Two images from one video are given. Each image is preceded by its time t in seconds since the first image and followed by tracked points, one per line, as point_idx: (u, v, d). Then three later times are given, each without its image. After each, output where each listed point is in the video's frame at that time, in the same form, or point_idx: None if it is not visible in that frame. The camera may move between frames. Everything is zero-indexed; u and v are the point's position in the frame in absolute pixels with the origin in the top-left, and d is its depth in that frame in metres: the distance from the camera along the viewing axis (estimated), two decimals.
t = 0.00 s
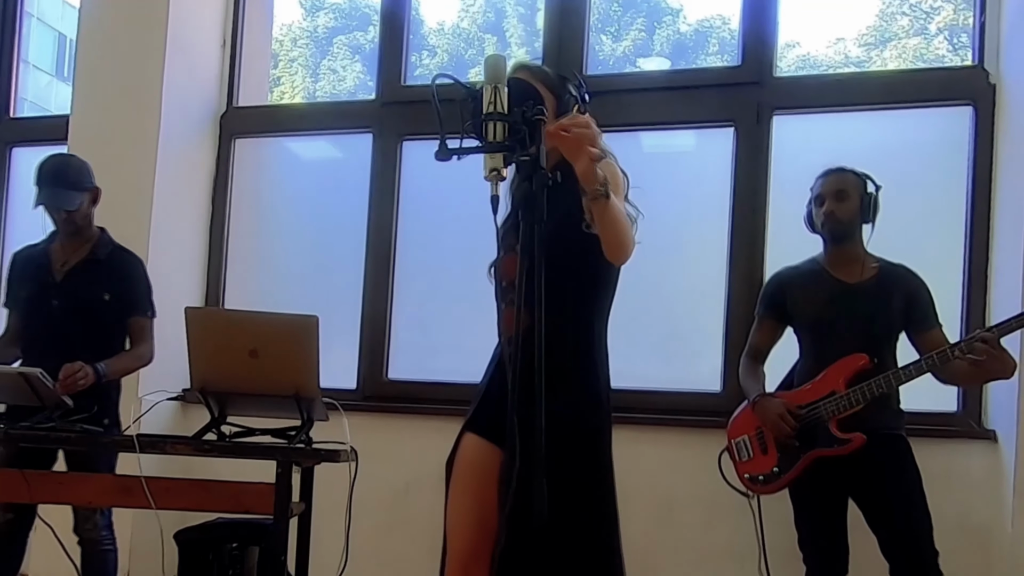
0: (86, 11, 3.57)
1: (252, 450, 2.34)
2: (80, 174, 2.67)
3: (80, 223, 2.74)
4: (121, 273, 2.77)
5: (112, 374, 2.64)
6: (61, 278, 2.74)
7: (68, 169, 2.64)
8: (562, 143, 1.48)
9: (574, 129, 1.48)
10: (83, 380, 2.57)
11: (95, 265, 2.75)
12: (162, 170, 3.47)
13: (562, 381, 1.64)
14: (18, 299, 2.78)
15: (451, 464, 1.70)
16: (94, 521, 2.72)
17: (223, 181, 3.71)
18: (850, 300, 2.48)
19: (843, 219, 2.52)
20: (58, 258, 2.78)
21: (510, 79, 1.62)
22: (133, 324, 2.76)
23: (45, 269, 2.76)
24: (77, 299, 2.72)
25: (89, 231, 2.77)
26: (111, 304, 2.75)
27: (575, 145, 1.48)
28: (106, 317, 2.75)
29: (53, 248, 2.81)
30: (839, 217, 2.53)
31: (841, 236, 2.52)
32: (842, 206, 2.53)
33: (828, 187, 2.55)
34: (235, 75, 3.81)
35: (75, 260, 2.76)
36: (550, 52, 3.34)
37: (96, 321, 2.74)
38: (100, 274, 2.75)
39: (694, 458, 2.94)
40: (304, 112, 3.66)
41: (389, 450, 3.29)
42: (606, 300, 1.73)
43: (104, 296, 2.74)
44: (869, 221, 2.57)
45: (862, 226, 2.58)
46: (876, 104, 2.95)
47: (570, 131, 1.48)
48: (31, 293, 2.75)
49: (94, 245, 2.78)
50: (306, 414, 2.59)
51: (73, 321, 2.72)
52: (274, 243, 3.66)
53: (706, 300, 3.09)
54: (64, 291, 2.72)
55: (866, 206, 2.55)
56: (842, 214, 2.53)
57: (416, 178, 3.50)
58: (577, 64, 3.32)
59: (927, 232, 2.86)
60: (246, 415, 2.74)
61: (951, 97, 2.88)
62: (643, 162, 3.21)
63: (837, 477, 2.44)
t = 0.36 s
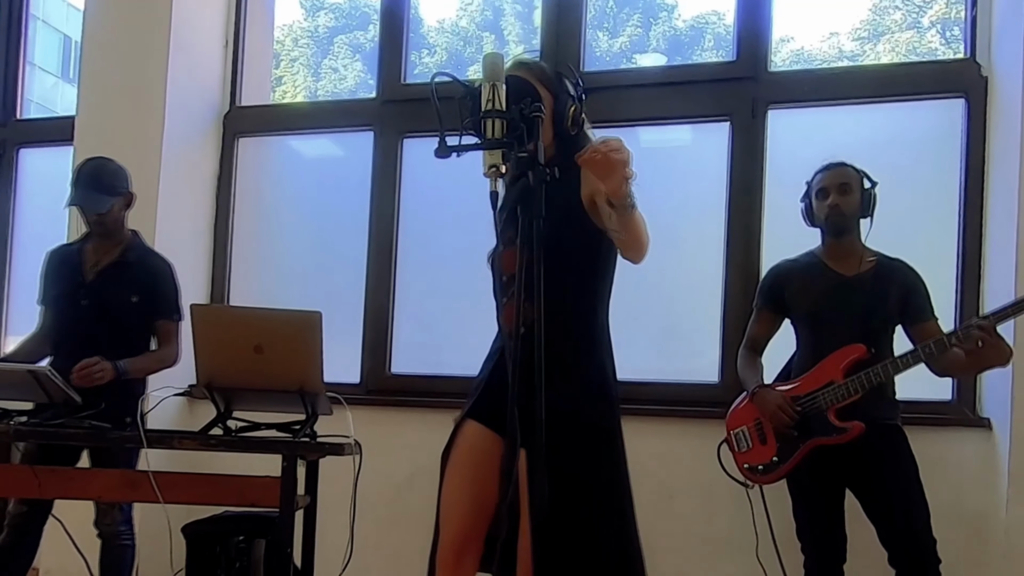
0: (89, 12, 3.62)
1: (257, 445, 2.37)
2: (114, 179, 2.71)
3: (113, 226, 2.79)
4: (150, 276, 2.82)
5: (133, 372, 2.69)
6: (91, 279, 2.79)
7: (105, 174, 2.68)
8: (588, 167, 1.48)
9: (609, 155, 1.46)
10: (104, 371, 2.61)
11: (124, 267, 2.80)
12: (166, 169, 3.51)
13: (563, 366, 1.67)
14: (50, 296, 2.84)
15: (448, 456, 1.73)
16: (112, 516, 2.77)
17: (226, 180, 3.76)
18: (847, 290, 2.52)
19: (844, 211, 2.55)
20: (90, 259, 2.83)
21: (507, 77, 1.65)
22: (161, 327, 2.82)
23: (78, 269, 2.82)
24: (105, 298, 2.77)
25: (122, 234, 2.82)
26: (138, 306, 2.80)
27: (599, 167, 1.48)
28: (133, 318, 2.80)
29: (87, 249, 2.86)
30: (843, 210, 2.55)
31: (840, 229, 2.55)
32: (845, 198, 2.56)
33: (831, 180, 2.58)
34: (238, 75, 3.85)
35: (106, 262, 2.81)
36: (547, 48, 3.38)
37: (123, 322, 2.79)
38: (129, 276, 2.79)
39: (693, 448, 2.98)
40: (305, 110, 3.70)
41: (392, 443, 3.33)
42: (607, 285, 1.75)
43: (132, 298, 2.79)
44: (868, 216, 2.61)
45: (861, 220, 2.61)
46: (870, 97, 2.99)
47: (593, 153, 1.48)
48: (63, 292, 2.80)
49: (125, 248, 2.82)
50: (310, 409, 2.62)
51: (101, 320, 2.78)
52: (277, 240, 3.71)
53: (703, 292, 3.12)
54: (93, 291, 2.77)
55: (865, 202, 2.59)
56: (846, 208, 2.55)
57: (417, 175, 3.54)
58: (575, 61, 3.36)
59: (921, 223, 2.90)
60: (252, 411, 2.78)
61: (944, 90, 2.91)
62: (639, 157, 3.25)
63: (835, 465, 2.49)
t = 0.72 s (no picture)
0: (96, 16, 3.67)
1: (266, 439, 2.41)
2: (140, 181, 2.77)
3: (139, 227, 2.83)
4: (176, 276, 2.86)
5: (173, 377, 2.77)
6: (120, 279, 2.85)
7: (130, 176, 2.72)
8: (628, 197, 1.48)
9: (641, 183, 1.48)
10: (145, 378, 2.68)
11: (151, 267, 2.85)
12: (173, 169, 3.56)
13: (564, 361, 1.71)
14: (83, 296, 2.92)
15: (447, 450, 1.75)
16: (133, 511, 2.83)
17: (232, 179, 3.81)
18: (846, 280, 2.55)
19: (843, 203, 2.58)
20: (119, 260, 2.89)
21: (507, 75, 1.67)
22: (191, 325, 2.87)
23: (107, 269, 2.88)
24: (133, 297, 2.83)
25: (150, 235, 2.87)
26: (166, 305, 2.85)
27: (643, 197, 1.48)
28: (160, 317, 2.85)
29: (117, 250, 2.93)
30: (841, 201, 2.58)
31: (840, 221, 2.58)
32: (843, 189, 2.59)
33: (829, 172, 2.61)
34: (243, 76, 3.90)
35: (134, 262, 2.86)
36: (547, 46, 3.42)
37: (151, 321, 2.84)
38: (155, 276, 2.84)
39: (694, 439, 3.02)
40: (309, 110, 3.75)
41: (398, 436, 3.38)
42: (605, 280, 1.80)
43: (159, 298, 2.84)
44: (865, 206, 2.64)
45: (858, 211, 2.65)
46: (866, 92, 3.02)
47: (633, 180, 1.48)
48: (93, 291, 2.87)
49: (153, 248, 2.88)
50: (317, 404, 2.64)
51: (130, 320, 2.84)
52: (283, 237, 3.76)
53: (703, 285, 3.16)
54: (120, 291, 2.84)
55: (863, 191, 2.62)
56: (844, 199, 2.58)
57: (420, 173, 3.59)
58: (574, 60, 3.40)
59: (917, 214, 2.94)
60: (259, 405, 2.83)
61: (939, 84, 2.95)
62: (639, 153, 3.29)
63: (834, 456, 2.52)
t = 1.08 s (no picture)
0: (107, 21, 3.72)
1: (276, 437, 2.45)
2: (153, 185, 2.81)
3: (151, 230, 2.88)
4: (188, 276, 2.93)
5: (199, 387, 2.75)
6: (134, 280, 2.91)
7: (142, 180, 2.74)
8: (657, 234, 1.61)
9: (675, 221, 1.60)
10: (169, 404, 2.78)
11: (165, 268, 2.91)
12: (184, 171, 3.61)
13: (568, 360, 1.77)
14: (96, 297, 2.97)
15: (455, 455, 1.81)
16: (147, 507, 2.89)
17: (242, 181, 3.86)
18: (847, 278, 2.59)
19: (844, 203, 2.61)
20: (131, 261, 2.94)
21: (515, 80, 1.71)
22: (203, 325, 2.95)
23: (120, 271, 2.93)
24: (147, 299, 2.89)
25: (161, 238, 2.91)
26: (178, 305, 2.92)
27: (673, 234, 1.60)
28: (172, 316, 2.92)
29: (129, 251, 2.98)
30: (841, 201, 2.61)
31: (840, 219, 2.61)
32: (843, 189, 2.63)
33: (829, 172, 2.64)
34: (251, 79, 3.96)
35: (148, 264, 2.92)
36: (549, 48, 3.47)
37: (164, 321, 2.91)
38: (169, 277, 2.91)
39: (697, 434, 3.07)
40: (315, 113, 3.80)
41: (405, 433, 3.43)
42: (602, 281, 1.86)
43: (172, 298, 2.90)
44: (866, 205, 2.67)
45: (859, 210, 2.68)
46: (864, 91, 3.06)
47: (667, 216, 1.60)
48: (108, 293, 2.93)
49: (165, 250, 2.94)
50: (327, 402, 2.69)
51: (143, 320, 2.90)
52: (291, 238, 3.81)
53: (705, 283, 3.21)
54: (135, 292, 2.89)
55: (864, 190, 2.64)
56: (844, 199, 2.61)
57: (426, 174, 3.64)
58: (577, 61, 3.45)
59: (915, 211, 2.98)
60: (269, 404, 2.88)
61: (936, 84, 2.98)
62: (641, 153, 3.34)
63: (835, 451, 2.57)
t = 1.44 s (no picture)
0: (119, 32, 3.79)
1: (285, 441, 2.51)
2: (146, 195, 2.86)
3: (145, 238, 2.93)
4: (182, 281, 2.97)
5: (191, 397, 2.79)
6: (130, 287, 2.96)
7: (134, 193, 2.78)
8: (660, 269, 1.72)
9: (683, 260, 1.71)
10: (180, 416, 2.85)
11: (159, 274, 2.96)
12: (195, 179, 3.66)
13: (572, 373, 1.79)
14: (93, 305, 3.02)
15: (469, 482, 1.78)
16: (150, 508, 2.95)
17: (251, 187, 3.93)
18: (843, 285, 2.64)
19: (840, 212, 2.66)
20: (127, 268, 3.00)
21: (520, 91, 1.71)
22: (197, 327, 3.00)
23: (116, 278, 2.99)
24: (143, 305, 2.94)
25: (154, 245, 2.97)
26: (173, 309, 2.96)
27: (676, 275, 1.71)
28: (169, 321, 2.97)
29: (124, 258, 3.03)
30: (837, 213, 2.66)
31: (837, 230, 2.66)
32: (839, 200, 2.67)
33: (825, 185, 2.69)
34: (260, 87, 4.02)
35: (142, 271, 2.97)
36: (552, 55, 3.52)
37: (160, 325, 2.96)
38: (164, 282, 2.95)
39: (699, 437, 3.11)
40: (322, 120, 3.86)
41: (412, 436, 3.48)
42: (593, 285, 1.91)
43: (167, 303, 2.95)
44: (861, 215, 2.72)
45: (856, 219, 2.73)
46: (862, 99, 3.10)
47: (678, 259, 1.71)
48: (105, 299, 2.98)
49: (159, 256, 2.98)
50: (335, 407, 2.72)
51: (140, 326, 2.95)
52: (300, 243, 3.87)
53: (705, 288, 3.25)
54: (131, 298, 2.95)
55: (859, 200, 2.69)
56: (839, 210, 2.66)
57: (431, 180, 3.69)
58: (579, 69, 3.50)
59: (913, 216, 3.02)
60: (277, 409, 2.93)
61: (933, 91, 3.03)
62: (643, 159, 3.38)
63: (839, 456, 2.60)
